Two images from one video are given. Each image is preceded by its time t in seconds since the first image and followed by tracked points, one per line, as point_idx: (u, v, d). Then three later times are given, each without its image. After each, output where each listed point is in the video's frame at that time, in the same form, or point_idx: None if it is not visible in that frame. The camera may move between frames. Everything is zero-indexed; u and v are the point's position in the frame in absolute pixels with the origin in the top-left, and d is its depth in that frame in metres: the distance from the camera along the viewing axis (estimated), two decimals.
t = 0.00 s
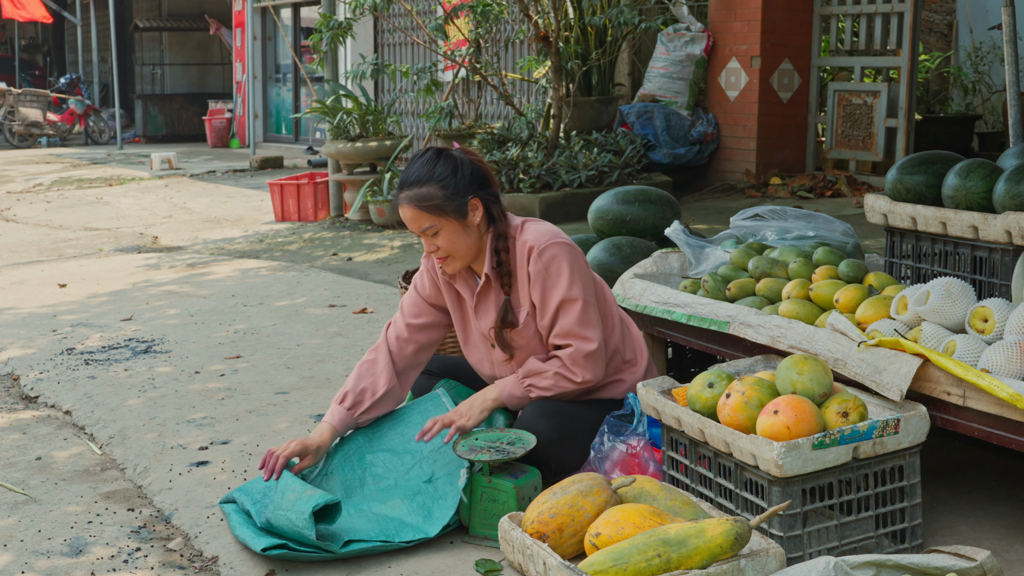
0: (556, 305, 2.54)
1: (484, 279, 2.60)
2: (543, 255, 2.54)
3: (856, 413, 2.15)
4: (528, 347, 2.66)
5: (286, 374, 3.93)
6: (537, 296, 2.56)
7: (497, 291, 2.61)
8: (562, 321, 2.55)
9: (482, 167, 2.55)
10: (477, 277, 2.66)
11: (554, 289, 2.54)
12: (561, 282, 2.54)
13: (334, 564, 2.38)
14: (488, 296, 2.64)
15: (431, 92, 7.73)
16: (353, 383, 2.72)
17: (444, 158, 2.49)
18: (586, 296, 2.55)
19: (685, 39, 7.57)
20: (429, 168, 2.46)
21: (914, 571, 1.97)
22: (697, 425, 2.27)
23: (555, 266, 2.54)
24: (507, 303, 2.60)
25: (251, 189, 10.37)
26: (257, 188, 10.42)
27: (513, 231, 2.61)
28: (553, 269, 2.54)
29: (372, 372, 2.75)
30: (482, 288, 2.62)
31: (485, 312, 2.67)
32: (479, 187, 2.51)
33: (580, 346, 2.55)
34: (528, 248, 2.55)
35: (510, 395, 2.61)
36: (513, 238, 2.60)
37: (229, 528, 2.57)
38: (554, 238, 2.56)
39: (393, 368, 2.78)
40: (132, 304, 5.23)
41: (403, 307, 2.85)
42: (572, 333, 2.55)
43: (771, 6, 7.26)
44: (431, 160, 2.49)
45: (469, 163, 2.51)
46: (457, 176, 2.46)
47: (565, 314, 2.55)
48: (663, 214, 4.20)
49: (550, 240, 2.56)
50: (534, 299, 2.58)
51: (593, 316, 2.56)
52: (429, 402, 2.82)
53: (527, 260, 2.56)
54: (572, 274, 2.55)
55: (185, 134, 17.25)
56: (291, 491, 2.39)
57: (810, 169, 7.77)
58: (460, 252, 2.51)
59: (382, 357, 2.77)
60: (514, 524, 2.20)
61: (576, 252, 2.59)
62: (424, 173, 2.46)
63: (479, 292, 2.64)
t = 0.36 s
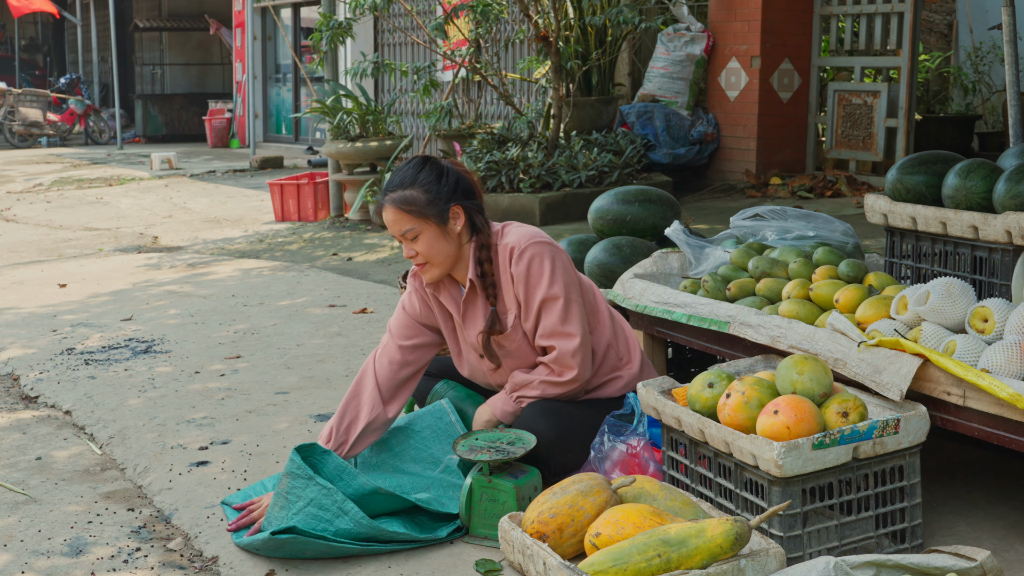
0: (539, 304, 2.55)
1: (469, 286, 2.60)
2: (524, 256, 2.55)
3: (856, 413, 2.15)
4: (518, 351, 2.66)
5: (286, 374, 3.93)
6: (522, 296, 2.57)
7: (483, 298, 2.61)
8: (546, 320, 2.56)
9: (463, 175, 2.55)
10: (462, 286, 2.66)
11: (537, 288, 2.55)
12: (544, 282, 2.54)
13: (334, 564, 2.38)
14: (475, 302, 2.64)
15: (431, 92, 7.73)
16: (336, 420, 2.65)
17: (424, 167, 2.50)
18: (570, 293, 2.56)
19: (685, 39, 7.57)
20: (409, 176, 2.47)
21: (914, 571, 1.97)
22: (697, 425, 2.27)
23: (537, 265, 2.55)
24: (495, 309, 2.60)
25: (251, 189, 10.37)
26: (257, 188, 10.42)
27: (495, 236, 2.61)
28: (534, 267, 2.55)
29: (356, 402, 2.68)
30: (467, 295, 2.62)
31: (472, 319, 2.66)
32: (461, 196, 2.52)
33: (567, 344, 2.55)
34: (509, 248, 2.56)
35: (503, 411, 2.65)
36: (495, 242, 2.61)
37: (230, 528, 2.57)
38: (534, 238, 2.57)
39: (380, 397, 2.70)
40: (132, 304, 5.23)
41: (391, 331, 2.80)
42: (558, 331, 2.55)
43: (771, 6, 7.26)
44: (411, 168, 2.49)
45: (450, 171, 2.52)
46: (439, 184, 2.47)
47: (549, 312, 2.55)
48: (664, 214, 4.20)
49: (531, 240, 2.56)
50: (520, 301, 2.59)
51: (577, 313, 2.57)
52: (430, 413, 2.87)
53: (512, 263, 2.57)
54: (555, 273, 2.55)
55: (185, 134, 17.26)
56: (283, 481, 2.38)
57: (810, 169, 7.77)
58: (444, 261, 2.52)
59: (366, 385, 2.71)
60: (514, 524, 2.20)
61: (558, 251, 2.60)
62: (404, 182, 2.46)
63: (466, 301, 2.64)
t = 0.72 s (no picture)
0: (516, 314, 2.54)
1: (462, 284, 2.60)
2: (518, 265, 2.53)
3: (856, 413, 2.15)
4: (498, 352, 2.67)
5: (286, 374, 3.93)
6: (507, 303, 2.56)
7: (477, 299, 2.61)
8: (517, 331, 2.54)
9: (466, 175, 2.56)
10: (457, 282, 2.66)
11: (520, 299, 2.53)
12: (530, 292, 2.52)
13: (334, 564, 2.38)
14: (469, 301, 2.65)
15: (431, 91, 7.74)
16: (311, 390, 2.71)
17: (429, 164, 2.50)
18: (550, 308, 2.54)
19: (685, 39, 7.58)
20: (414, 173, 2.47)
21: (914, 571, 1.97)
22: (697, 425, 2.27)
23: (527, 277, 2.52)
24: (485, 310, 2.60)
25: (251, 189, 10.37)
26: (257, 188, 10.43)
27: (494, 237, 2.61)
28: (524, 278, 2.52)
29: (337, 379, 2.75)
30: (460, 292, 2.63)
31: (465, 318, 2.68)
32: (462, 194, 2.52)
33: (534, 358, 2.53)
34: (502, 257, 2.54)
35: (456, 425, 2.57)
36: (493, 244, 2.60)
37: (230, 528, 2.57)
38: (531, 248, 2.55)
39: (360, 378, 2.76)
40: (132, 304, 5.23)
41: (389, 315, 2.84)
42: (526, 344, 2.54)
43: (771, 6, 7.26)
44: (416, 165, 2.49)
45: (454, 171, 2.52)
46: (440, 182, 2.47)
47: (523, 325, 2.54)
48: (664, 214, 4.20)
49: (527, 250, 2.54)
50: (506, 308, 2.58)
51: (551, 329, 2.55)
52: (427, 412, 2.87)
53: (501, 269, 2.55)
54: (545, 284, 2.53)
55: (185, 134, 17.26)
56: (282, 482, 2.38)
57: (810, 169, 7.77)
58: (441, 258, 2.52)
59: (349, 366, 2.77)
60: (514, 524, 2.20)
61: (554, 262, 2.57)
62: (407, 178, 2.46)
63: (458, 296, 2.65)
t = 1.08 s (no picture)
0: (506, 326, 2.53)
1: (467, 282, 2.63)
2: (519, 276, 2.51)
3: (856, 413, 2.15)
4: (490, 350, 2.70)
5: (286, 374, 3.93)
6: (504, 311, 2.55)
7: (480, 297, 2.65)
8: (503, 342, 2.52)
9: (480, 174, 2.55)
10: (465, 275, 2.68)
11: (514, 311, 2.52)
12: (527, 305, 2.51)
13: (334, 564, 2.38)
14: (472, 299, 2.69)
15: (432, 92, 7.74)
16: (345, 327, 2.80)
17: (444, 161, 2.50)
18: (542, 324, 2.53)
19: (685, 39, 7.58)
20: (428, 171, 2.47)
21: (914, 571, 1.97)
22: (697, 425, 2.27)
23: (525, 291, 2.50)
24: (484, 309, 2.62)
25: (251, 189, 10.37)
26: (257, 188, 10.43)
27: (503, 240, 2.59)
28: (524, 291, 2.51)
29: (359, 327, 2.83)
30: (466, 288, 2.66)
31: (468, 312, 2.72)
32: (475, 194, 2.51)
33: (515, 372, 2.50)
34: (505, 267, 2.52)
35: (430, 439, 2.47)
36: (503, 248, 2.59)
37: (230, 528, 2.57)
38: (536, 262, 2.52)
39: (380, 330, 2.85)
40: (132, 304, 5.23)
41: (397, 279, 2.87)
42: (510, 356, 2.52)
43: (771, 6, 7.26)
44: (431, 162, 2.49)
45: (467, 170, 2.52)
46: (453, 182, 2.46)
47: (511, 337, 2.52)
48: (664, 214, 4.20)
49: (532, 263, 2.52)
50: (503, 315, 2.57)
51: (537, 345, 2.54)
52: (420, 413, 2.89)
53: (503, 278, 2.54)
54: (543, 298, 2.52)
55: (185, 133, 17.26)
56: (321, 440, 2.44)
57: (810, 169, 7.77)
58: (450, 256, 2.54)
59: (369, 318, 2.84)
60: (514, 524, 2.20)
61: (556, 276, 2.55)
62: (420, 175, 2.47)
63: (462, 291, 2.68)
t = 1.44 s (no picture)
0: (553, 307, 2.54)
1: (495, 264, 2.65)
2: (552, 256, 2.54)
3: (856, 413, 2.15)
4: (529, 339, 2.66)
5: (286, 374, 3.93)
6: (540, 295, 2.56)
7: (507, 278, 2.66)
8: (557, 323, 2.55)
9: (502, 155, 2.57)
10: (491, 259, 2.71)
11: (555, 292, 2.54)
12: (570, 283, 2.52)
13: (334, 564, 2.38)
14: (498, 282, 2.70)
15: (432, 92, 7.74)
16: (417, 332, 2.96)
17: (464, 142, 2.53)
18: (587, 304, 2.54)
19: (685, 39, 7.58)
20: (449, 152, 2.51)
21: (914, 571, 1.97)
22: (697, 425, 2.27)
23: (562, 270, 2.53)
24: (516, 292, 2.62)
25: (251, 189, 10.37)
26: (257, 188, 10.43)
27: (527, 223, 2.63)
28: (560, 271, 2.53)
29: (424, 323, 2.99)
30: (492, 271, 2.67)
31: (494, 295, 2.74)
32: (497, 174, 2.55)
33: (585, 353, 2.55)
34: (538, 247, 2.55)
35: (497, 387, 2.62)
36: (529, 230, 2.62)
37: (230, 528, 2.57)
38: (566, 241, 2.55)
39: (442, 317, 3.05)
40: (132, 304, 5.23)
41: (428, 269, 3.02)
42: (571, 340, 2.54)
43: (771, 6, 7.26)
44: (452, 144, 2.52)
45: (489, 150, 2.55)
46: (475, 162, 2.50)
47: (564, 319, 2.54)
48: (664, 214, 4.20)
49: (563, 242, 2.55)
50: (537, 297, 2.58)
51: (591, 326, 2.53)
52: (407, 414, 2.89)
53: (535, 258, 2.57)
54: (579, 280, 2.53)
55: (185, 133, 17.26)
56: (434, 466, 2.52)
57: (810, 169, 7.77)
58: (477, 235, 2.59)
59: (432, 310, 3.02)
60: (514, 524, 2.20)
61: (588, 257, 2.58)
62: (442, 156, 2.50)
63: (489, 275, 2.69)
